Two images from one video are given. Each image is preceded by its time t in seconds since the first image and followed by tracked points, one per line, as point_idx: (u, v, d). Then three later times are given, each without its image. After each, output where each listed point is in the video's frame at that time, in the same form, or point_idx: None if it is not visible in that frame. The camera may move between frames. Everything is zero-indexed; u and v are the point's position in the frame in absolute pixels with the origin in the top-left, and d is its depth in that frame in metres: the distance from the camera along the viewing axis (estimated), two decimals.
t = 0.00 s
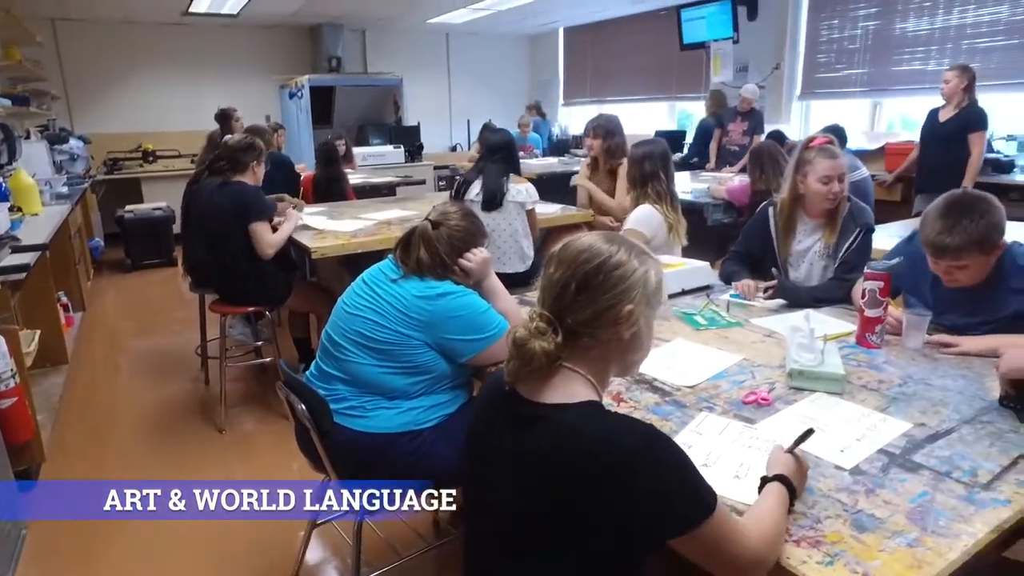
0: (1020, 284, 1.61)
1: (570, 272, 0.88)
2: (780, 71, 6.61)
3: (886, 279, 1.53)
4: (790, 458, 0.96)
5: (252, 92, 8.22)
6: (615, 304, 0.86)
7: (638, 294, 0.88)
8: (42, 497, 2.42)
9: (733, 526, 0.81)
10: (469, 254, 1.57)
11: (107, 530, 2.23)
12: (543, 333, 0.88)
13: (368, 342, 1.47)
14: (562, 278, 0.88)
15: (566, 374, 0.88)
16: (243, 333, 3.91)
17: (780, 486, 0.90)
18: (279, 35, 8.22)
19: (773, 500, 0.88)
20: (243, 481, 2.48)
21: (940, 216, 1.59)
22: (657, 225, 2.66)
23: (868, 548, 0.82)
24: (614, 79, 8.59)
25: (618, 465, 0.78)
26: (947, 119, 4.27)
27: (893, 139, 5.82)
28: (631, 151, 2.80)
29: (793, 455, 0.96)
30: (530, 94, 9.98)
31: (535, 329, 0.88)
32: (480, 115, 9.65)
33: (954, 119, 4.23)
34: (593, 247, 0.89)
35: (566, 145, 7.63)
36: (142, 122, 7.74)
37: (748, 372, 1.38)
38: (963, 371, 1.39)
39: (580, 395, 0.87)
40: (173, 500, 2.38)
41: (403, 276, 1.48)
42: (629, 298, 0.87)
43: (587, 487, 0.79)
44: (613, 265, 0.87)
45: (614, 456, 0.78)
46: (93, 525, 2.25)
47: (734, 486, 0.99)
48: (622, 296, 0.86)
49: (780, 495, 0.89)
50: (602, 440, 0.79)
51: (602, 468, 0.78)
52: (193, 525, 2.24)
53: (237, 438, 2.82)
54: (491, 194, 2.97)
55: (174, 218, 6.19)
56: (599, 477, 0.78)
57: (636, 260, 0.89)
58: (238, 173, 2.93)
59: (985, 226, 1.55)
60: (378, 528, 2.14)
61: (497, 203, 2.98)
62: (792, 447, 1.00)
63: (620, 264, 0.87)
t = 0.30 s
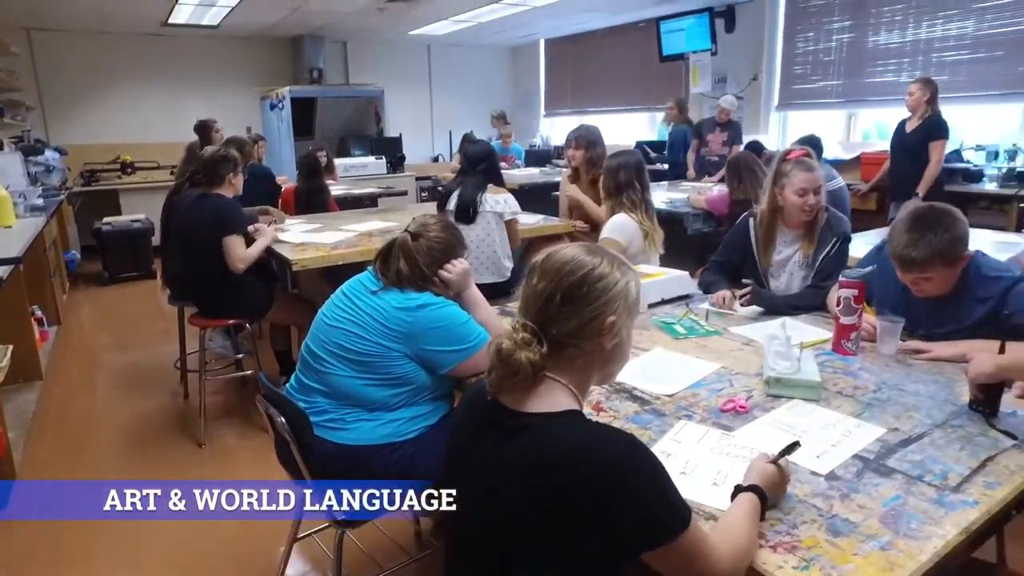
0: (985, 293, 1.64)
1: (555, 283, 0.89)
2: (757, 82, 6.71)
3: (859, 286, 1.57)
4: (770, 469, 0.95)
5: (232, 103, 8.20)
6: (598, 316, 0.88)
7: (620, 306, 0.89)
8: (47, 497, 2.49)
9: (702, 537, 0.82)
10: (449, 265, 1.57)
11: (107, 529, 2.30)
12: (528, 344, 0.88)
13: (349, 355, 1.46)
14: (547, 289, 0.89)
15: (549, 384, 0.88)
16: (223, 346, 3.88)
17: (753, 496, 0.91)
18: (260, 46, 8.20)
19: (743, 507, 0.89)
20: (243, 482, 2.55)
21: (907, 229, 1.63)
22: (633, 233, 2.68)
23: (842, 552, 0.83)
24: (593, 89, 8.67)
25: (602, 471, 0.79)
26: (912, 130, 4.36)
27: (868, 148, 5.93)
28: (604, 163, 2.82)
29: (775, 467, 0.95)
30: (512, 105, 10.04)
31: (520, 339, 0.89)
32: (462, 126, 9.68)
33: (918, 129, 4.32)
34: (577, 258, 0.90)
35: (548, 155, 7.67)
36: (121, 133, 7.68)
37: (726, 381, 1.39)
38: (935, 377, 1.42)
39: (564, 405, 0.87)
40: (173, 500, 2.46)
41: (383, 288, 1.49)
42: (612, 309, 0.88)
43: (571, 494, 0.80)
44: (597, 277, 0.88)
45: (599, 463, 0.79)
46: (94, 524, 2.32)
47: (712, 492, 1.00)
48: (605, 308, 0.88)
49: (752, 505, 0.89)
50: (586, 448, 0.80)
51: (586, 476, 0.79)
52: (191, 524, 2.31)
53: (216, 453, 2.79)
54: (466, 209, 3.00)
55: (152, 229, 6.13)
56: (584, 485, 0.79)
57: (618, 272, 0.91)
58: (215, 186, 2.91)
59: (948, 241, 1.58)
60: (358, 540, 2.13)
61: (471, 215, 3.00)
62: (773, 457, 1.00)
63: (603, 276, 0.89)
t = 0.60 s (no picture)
0: (957, 295, 1.68)
1: (533, 291, 0.90)
2: (736, 92, 6.80)
3: (834, 293, 1.61)
4: (694, 451, 1.04)
5: (211, 112, 8.15)
6: (576, 323, 0.89)
7: (598, 313, 0.91)
8: (26, 510, 2.47)
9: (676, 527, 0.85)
10: (428, 275, 1.58)
11: (97, 534, 2.30)
12: (507, 352, 0.89)
13: (328, 365, 1.46)
14: (525, 297, 0.90)
15: (527, 392, 0.89)
16: (202, 358, 3.83)
17: (692, 485, 0.97)
18: (240, 56, 8.17)
19: (688, 495, 0.95)
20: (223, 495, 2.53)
21: (880, 231, 1.67)
22: (606, 242, 2.70)
23: (817, 556, 0.84)
24: (573, 99, 8.73)
25: (583, 471, 0.81)
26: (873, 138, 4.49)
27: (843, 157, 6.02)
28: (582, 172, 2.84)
29: (696, 450, 1.04)
30: (493, 114, 10.08)
31: (499, 348, 0.89)
32: (444, 135, 9.70)
33: (880, 137, 4.44)
34: (554, 267, 0.91)
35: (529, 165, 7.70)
36: (98, 143, 7.61)
37: (704, 388, 1.41)
38: (908, 382, 1.44)
39: (543, 413, 0.88)
40: (158, 510, 2.44)
41: (363, 299, 1.48)
42: (589, 316, 0.90)
43: (556, 496, 0.81)
44: (576, 284, 0.90)
45: (580, 462, 0.81)
46: (73, 536, 2.30)
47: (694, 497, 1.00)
48: (583, 316, 0.89)
49: (692, 492, 0.96)
50: (565, 450, 0.82)
51: (570, 477, 0.80)
52: (172, 535, 2.29)
53: (195, 467, 2.75)
54: (450, 218, 3.01)
55: (130, 240, 6.07)
56: (569, 486, 0.80)
57: (595, 280, 0.92)
58: (193, 196, 2.88)
59: (920, 241, 1.62)
60: (335, 552, 2.11)
61: (457, 223, 3.01)
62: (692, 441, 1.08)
63: (580, 284, 0.90)
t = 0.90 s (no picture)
0: (937, 298, 1.70)
1: (507, 298, 0.92)
2: (713, 99, 6.89)
3: (807, 298, 1.63)
4: (636, 447, 1.06)
5: (188, 121, 8.08)
6: (547, 328, 0.91)
7: (569, 318, 0.93)
8: None
9: (648, 518, 0.87)
10: (405, 283, 1.58)
11: (65, 549, 2.25)
12: (480, 357, 0.90)
13: (304, 374, 1.45)
14: (499, 303, 0.92)
15: (500, 397, 0.90)
16: (178, 369, 3.78)
17: (640, 477, 0.98)
18: (217, 64, 8.11)
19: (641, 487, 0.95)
20: (197, 506, 2.50)
21: (861, 235, 1.70)
22: (581, 250, 2.71)
23: (790, 557, 0.85)
24: (552, 107, 8.77)
25: (562, 468, 0.82)
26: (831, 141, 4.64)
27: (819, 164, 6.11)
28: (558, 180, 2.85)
29: (639, 444, 1.06)
30: (473, 123, 10.10)
31: (472, 353, 0.90)
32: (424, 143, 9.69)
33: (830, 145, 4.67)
34: (526, 274, 0.93)
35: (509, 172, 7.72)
36: (71, 151, 7.50)
37: (681, 393, 1.41)
38: (880, 384, 1.47)
39: (517, 416, 0.89)
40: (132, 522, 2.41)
41: (339, 307, 1.48)
42: (561, 321, 0.92)
43: (537, 497, 0.81)
44: (549, 290, 0.92)
45: (559, 460, 0.82)
46: (41, 550, 2.25)
47: (669, 501, 1.01)
48: (555, 321, 0.91)
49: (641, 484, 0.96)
50: (542, 450, 0.83)
51: (549, 476, 0.82)
52: (145, 547, 2.26)
53: (171, 480, 2.71)
54: (432, 227, 2.99)
55: (104, 250, 5.99)
56: (549, 485, 0.81)
57: (566, 286, 0.95)
58: (171, 205, 2.85)
59: (901, 246, 1.65)
60: (313, 563, 2.09)
61: (440, 231, 3.00)
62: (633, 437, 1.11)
63: (552, 290, 0.92)
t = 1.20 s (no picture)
0: (909, 301, 1.74)
1: (473, 303, 0.93)
2: (689, 106, 6.97)
3: (778, 301, 1.64)
4: (619, 443, 1.08)
5: (162, 128, 7.99)
6: (512, 332, 0.92)
7: (536, 322, 0.94)
8: None
9: (618, 516, 0.88)
10: (380, 290, 1.57)
11: (35, 565, 2.21)
12: (448, 362, 0.91)
13: (276, 383, 1.44)
14: (465, 308, 0.93)
15: (468, 402, 0.91)
16: (151, 380, 3.73)
17: (619, 474, 1.01)
18: (192, 70, 8.03)
19: (617, 485, 0.98)
20: (172, 519, 2.47)
21: (843, 236, 1.72)
22: (554, 256, 2.73)
23: (758, 558, 0.87)
24: (530, 114, 8.80)
25: (531, 470, 0.83)
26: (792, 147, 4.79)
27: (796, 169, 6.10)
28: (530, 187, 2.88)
29: (622, 440, 1.09)
30: (451, 129, 10.11)
31: (439, 359, 0.91)
32: (402, 150, 9.69)
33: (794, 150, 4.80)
34: (492, 279, 0.95)
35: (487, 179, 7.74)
36: (41, 159, 7.38)
37: (654, 397, 1.43)
38: (848, 386, 1.50)
39: (485, 420, 0.90)
40: (103, 536, 2.37)
41: (312, 315, 1.48)
42: (527, 325, 0.93)
43: (507, 500, 0.82)
44: (515, 294, 0.93)
45: (526, 462, 0.83)
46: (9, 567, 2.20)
47: (644, 499, 1.03)
48: (520, 325, 0.92)
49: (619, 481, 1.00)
50: (511, 452, 0.84)
51: (518, 478, 0.82)
52: (115, 562, 2.21)
53: (143, 493, 2.67)
54: (412, 234, 2.94)
55: (75, 259, 5.89)
56: (518, 487, 0.82)
57: (532, 290, 0.96)
58: (144, 213, 2.82)
59: (881, 248, 1.68)
60: (288, 573, 2.07)
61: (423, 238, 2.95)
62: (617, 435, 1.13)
63: (517, 295, 0.93)
